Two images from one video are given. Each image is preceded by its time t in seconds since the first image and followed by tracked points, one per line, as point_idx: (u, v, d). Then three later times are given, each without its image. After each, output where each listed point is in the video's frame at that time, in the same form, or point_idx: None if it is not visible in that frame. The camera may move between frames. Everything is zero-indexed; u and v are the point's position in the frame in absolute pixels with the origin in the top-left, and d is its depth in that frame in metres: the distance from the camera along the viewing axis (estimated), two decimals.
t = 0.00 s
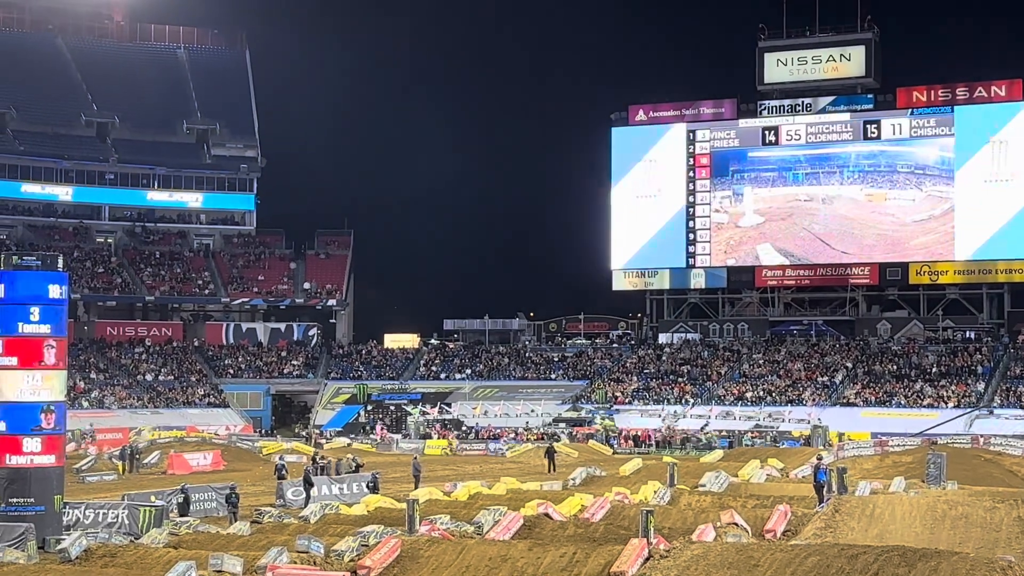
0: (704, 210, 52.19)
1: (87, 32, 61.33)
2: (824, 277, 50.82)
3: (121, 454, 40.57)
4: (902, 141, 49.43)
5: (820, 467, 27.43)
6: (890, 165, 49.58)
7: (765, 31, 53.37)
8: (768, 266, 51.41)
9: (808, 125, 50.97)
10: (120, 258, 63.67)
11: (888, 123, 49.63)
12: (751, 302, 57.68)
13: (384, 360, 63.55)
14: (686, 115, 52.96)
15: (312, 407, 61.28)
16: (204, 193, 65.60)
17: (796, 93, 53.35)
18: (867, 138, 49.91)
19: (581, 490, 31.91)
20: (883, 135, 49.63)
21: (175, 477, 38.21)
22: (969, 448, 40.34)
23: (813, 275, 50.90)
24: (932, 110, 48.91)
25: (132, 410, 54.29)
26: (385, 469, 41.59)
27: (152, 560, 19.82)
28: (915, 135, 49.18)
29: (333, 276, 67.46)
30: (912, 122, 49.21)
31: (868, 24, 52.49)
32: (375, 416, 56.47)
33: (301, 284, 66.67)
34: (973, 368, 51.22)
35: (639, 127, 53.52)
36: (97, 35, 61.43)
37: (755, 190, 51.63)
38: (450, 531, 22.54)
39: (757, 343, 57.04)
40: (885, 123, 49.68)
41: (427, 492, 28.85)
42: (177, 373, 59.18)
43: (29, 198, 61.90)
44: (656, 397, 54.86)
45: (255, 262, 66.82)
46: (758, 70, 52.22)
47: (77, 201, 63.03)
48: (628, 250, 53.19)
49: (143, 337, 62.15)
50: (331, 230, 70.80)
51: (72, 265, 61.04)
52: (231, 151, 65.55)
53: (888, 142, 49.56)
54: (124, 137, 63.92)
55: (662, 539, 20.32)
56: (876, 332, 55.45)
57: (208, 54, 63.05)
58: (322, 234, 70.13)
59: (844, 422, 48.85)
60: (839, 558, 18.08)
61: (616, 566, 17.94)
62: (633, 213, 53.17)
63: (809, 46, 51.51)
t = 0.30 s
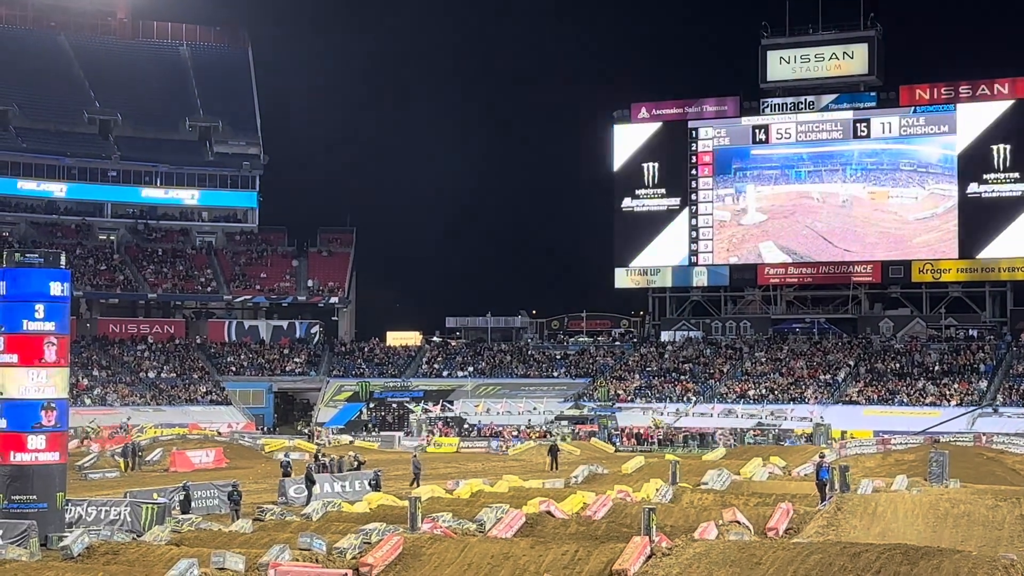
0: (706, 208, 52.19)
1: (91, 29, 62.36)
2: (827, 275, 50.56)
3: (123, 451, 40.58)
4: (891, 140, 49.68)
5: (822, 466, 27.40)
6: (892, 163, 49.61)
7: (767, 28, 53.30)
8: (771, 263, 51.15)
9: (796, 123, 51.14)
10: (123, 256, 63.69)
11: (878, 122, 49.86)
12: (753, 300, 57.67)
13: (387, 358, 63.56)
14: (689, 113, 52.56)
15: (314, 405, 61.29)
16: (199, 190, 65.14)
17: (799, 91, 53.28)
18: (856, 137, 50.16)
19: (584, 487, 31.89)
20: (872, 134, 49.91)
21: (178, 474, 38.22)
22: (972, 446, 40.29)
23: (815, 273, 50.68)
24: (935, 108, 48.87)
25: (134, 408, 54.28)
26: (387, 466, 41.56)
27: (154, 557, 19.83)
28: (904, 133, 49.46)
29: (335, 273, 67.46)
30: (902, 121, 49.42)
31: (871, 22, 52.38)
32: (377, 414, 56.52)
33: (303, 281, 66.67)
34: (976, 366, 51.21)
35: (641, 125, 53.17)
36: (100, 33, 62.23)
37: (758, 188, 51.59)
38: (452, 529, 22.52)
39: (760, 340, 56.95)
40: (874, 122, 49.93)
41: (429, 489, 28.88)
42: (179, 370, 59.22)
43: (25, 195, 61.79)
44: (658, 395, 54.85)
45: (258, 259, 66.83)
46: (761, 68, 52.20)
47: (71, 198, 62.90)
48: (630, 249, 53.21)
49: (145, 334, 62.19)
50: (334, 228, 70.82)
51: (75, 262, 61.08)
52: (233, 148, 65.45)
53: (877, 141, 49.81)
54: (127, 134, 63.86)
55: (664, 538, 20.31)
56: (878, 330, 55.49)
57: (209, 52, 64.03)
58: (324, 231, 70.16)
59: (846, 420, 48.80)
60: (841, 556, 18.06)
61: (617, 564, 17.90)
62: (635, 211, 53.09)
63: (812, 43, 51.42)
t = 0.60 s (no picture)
0: (708, 204, 52.14)
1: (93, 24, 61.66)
2: (829, 272, 50.46)
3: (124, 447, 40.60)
4: (881, 138, 49.87)
5: (824, 463, 27.41)
6: (895, 160, 49.65)
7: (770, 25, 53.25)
8: (773, 260, 51.16)
9: (790, 121, 51.17)
10: (125, 252, 63.73)
11: (867, 120, 50.10)
12: (756, 297, 57.65)
13: (388, 354, 63.58)
14: (691, 110, 52.49)
15: (316, 401, 61.30)
16: (195, 186, 65.21)
17: (802, 88, 53.24)
18: (845, 134, 50.41)
19: (585, 484, 31.89)
20: (862, 131, 50.12)
21: (180, 470, 38.25)
22: (973, 443, 40.25)
23: (818, 270, 50.61)
24: (936, 105, 48.74)
25: (136, 404, 54.29)
26: (388, 463, 41.58)
27: (155, 553, 19.86)
28: (893, 131, 49.66)
29: (337, 270, 67.47)
30: (890, 118, 49.62)
31: (873, 19, 52.32)
32: (378, 411, 56.99)
33: (305, 278, 66.71)
34: (977, 363, 51.20)
35: (644, 122, 53.20)
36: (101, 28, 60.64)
37: (760, 184, 51.55)
38: (454, 525, 22.52)
39: (762, 338, 56.47)
40: (863, 119, 50.16)
41: (430, 486, 28.88)
42: (181, 366, 59.28)
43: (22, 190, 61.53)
44: (660, 392, 54.86)
45: (260, 256, 66.85)
46: (764, 65, 52.13)
47: (66, 193, 62.68)
48: (633, 245, 53.17)
49: (147, 330, 62.26)
50: (336, 224, 70.85)
51: (77, 258, 61.09)
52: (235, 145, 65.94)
53: (866, 138, 50.02)
54: (129, 131, 64.21)
55: (666, 534, 20.29)
56: (881, 326, 55.19)
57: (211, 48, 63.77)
58: (326, 228, 70.18)
59: (848, 417, 48.77)
60: (842, 553, 18.04)
61: (619, 560, 17.87)
62: (637, 207, 53.07)
63: (815, 40, 51.36)
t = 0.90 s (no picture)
0: (711, 201, 52.04)
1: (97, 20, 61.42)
2: (831, 269, 50.43)
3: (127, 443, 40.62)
4: (871, 135, 49.93)
5: (826, 459, 27.42)
6: (897, 156, 49.46)
7: (773, 22, 53.17)
8: (775, 257, 51.16)
9: (777, 118, 51.35)
10: (127, 248, 63.76)
11: (857, 117, 50.18)
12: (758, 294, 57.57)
13: (390, 351, 63.58)
14: (694, 107, 52.55)
15: (318, 397, 61.31)
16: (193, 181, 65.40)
17: (804, 85, 53.15)
18: (835, 132, 50.45)
19: (586, 481, 31.87)
20: (852, 129, 50.18)
21: (182, 466, 38.29)
22: (976, 440, 40.23)
23: (820, 267, 50.56)
24: (940, 102, 48.66)
25: (139, 399, 54.31)
26: (390, 459, 41.58)
27: (157, 549, 19.88)
28: (882, 129, 49.67)
29: (339, 266, 67.50)
30: (880, 116, 49.69)
31: (876, 16, 52.29)
32: (381, 407, 56.89)
33: (308, 274, 66.72)
34: (980, 360, 51.16)
35: (646, 118, 53.21)
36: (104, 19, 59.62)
37: (762, 181, 51.43)
38: (456, 521, 22.51)
39: (764, 334, 56.85)
40: (852, 117, 50.27)
41: (432, 482, 28.86)
42: (183, 362, 59.30)
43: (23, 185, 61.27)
44: (662, 389, 54.85)
45: (262, 252, 66.89)
46: (766, 62, 51.90)
47: (66, 189, 62.36)
48: (635, 242, 53.18)
49: (150, 326, 62.29)
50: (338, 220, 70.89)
51: (80, 254, 61.10)
52: (238, 141, 66.00)
53: (855, 136, 50.12)
54: (131, 126, 64.31)
55: (667, 531, 20.28)
56: (883, 324, 55.18)
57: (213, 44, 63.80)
58: (329, 224, 70.22)
59: (850, 414, 48.73)
60: (845, 550, 18.03)
61: (621, 557, 17.89)
62: (639, 204, 53.05)
63: (818, 37, 51.28)
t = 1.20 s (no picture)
0: (716, 198, 51.94)
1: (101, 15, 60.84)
2: (835, 266, 50.61)
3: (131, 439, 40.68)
4: (862, 133, 49.98)
5: (830, 456, 27.39)
6: (903, 154, 49.28)
7: (778, 19, 53.05)
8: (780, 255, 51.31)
9: (771, 116, 51.32)
10: (132, 244, 63.80)
11: (848, 115, 50.21)
12: (762, 291, 57.52)
13: (395, 347, 63.58)
14: (699, 104, 52.40)
15: (322, 394, 61.34)
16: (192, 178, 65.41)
17: (809, 81, 53.04)
18: (827, 129, 50.42)
19: (590, 478, 31.85)
20: (844, 127, 50.20)
21: (187, 462, 38.31)
22: (980, 438, 40.17)
23: (825, 264, 50.73)
24: (945, 99, 48.55)
25: (143, 395, 54.33)
26: (394, 455, 41.55)
27: (162, 545, 19.88)
28: (875, 127, 49.73)
29: (344, 262, 67.53)
30: (872, 114, 49.76)
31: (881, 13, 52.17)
32: (385, 403, 56.78)
33: (312, 270, 66.74)
34: (984, 358, 51.03)
35: (651, 115, 53.03)
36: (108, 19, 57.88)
37: (767, 179, 51.28)
38: (460, 518, 22.51)
39: (769, 332, 56.70)
40: (845, 114, 50.24)
41: (436, 479, 28.85)
42: (188, 358, 59.37)
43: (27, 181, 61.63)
44: (666, 386, 54.80)
45: (267, 248, 66.93)
46: (771, 59, 51.85)
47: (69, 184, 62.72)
48: (640, 239, 53.17)
49: (154, 322, 62.34)
50: (343, 217, 70.92)
51: (84, 250, 61.13)
52: (243, 137, 66.27)
53: (848, 134, 50.14)
54: (136, 123, 64.50)
55: (671, 528, 20.25)
56: (887, 321, 55.28)
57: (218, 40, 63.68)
58: (333, 221, 70.27)
59: (854, 411, 48.66)
60: (849, 547, 17.98)
61: (625, 554, 17.90)
62: (644, 201, 53.02)
63: (823, 34, 51.17)
